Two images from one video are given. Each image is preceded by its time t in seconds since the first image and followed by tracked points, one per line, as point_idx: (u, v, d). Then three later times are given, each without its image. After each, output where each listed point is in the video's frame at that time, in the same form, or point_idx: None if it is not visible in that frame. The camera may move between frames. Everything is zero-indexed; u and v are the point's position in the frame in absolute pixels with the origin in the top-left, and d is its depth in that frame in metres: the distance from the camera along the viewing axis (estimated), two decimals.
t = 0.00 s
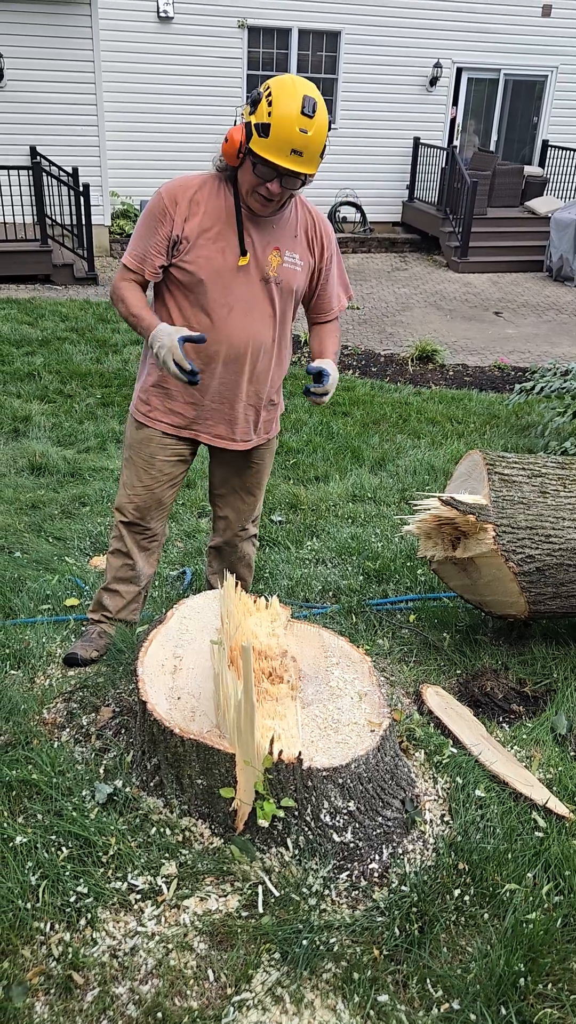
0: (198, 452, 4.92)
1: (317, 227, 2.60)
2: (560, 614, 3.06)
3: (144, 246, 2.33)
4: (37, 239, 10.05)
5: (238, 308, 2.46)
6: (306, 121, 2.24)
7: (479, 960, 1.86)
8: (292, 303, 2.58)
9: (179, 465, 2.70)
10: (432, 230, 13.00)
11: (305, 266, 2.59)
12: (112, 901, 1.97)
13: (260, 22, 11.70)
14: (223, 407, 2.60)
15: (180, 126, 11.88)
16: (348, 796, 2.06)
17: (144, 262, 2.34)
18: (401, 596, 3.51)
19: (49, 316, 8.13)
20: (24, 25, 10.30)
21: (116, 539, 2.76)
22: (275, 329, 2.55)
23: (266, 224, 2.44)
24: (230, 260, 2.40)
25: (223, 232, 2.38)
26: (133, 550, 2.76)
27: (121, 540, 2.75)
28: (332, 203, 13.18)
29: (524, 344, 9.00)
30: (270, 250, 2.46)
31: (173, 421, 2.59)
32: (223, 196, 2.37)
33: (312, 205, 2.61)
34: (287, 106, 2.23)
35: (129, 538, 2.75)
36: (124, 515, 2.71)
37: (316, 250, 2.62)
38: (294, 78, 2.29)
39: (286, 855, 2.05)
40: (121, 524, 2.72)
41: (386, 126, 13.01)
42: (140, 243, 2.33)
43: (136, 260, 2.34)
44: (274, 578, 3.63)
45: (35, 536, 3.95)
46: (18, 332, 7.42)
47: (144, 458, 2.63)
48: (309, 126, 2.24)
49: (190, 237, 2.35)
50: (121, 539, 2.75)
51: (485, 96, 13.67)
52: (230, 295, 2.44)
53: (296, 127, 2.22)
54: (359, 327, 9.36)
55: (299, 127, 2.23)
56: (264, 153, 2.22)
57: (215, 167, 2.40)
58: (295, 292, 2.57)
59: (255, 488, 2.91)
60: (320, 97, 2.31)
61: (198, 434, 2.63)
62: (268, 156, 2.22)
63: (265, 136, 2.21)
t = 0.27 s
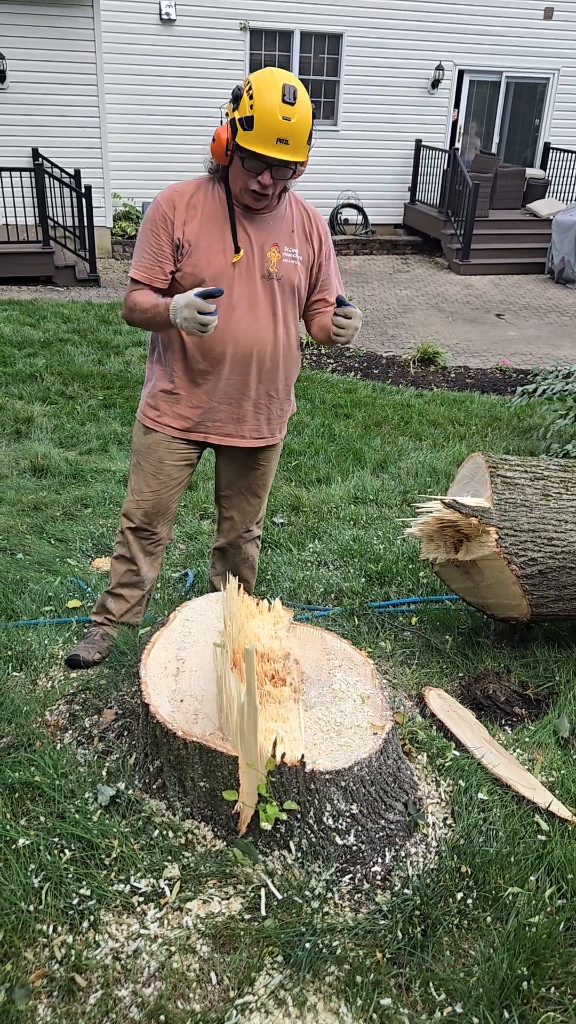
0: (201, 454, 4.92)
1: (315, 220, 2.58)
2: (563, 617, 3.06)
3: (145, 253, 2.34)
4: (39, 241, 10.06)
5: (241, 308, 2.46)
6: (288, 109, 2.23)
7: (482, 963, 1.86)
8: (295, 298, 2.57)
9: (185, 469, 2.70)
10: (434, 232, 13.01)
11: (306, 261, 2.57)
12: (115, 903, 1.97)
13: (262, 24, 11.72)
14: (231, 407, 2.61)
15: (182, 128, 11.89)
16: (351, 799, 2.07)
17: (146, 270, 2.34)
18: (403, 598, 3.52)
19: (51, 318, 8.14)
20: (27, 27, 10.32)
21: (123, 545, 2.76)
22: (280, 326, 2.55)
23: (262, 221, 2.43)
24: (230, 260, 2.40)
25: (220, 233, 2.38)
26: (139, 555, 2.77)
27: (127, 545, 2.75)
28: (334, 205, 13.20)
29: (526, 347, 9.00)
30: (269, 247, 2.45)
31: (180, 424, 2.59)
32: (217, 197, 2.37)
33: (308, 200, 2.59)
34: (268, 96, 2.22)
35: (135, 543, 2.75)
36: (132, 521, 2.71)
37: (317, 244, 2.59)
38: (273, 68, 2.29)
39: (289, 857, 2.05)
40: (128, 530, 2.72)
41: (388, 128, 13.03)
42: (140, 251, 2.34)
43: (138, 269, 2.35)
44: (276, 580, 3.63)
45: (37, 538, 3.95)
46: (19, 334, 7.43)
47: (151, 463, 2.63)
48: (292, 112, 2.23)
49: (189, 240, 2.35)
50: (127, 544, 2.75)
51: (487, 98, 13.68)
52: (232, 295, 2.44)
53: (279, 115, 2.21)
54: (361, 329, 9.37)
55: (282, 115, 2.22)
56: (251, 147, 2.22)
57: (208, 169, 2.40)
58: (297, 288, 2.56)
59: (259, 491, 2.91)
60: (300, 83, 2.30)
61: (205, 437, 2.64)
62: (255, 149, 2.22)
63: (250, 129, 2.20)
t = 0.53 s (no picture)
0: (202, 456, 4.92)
1: (313, 219, 2.58)
2: (564, 619, 3.06)
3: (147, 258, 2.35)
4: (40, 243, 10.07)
5: (244, 309, 2.46)
6: (288, 116, 2.26)
7: (484, 967, 1.86)
8: (297, 297, 2.58)
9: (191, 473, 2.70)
10: (435, 234, 13.02)
11: (307, 260, 2.57)
12: (116, 906, 1.97)
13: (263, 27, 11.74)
14: (236, 408, 2.61)
15: (183, 130, 11.91)
16: (352, 802, 2.07)
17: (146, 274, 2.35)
18: (404, 601, 3.51)
19: (52, 319, 8.14)
20: (29, 29, 10.32)
21: (130, 551, 2.75)
22: (282, 325, 2.55)
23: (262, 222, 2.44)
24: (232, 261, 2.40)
25: (220, 235, 2.38)
26: (147, 560, 2.77)
27: (134, 552, 2.75)
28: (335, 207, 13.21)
29: (527, 349, 9.00)
30: (270, 247, 2.45)
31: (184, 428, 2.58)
32: (216, 198, 2.37)
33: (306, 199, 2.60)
34: (267, 103, 2.25)
35: (143, 549, 2.74)
36: (141, 528, 2.70)
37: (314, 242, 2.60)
38: (270, 74, 2.31)
39: (291, 860, 2.05)
40: (137, 537, 2.71)
41: (389, 130, 13.04)
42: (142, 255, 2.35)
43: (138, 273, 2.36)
44: (277, 582, 3.63)
45: (37, 540, 3.95)
46: (20, 336, 7.43)
47: (158, 468, 2.63)
48: (292, 120, 2.26)
49: (188, 243, 2.36)
50: (135, 551, 2.74)
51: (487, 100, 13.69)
52: (234, 296, 2.44)
53: (279, 122, 2.24)
54: (362, 331, 9.37)
55: (283, 122, 2.25)
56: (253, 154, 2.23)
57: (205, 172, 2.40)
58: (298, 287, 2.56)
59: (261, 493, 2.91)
60: (298, 89, 2.33)
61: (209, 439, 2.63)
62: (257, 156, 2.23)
63: (251, 136, 2.23)
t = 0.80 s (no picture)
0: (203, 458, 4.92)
1: (313, 226, 2.59)
2: (564, 621, 3.07)
3: (147, 258, 2.35)
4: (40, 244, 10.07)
5: (242, 313, 2.46)
6: (290, 128, 2.25)
7: (486, 969, 1.86)
8: (295, 304, 2.58)
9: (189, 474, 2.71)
10: (435, 236, 13.03)
11: (306, 266, 2.58)
12: (118, 909, 1.97)
13: (263, 29, 11.75)
14: (232, 413, 2.60)
15: (183, 132, 11.92)
16: (354, 804, 2.07)
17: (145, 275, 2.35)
18: (405, 603, 3.51)
19: (52, 321, 8.15)
20: (29, 31, 10.33)
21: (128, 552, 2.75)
22: (280, 331, 2.55)
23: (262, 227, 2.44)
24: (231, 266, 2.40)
25: (218, 239, 2.38)
26: (146, 562, 2.77)
27: (132, 554, 2.75)
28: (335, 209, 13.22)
29: (527, 352, 8.98)
30: (269, 252, 2.45)
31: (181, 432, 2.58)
32: (217, 202, 2.37)
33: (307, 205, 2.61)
34: (270, 114, 2.24)
35: (142, 551, 2.75)
36: (140, 529, 2.71)
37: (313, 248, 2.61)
38: (274, 81, 2.29)
39: (292, 862, 2.05)
40: (135, 539, 2.72)
41: (389, 132, 13.05)
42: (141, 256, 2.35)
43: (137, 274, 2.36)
44: (278, 584, 3.63)
45: (38, 542, 3.95)
46: (20, 337, 7.43)
47: (157, 469, 2.63)
48: (294, 131, 2.25)
49: (187, 246, 2.36)
50: (133, 553, 2.75)
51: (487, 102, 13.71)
52: (231, 300, 2.44)
53: (281, 134, 2.23)
54: (362, 333, 9.35)
55: (285, 133, 2.24)
56: (253, 164, 2.23)
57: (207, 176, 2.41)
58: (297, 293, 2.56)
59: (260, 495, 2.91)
60: (302, 99, 2.32)
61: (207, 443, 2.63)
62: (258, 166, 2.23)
63: (253, 147, 2.22)
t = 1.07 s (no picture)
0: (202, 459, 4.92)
1: (314, 235, 2.57)
2: (564, 622, 3.06)
3: (145, 256, 2.34)
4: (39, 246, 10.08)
5: (235, 319, 2.47)
6: (285, 138, 2.23)
7: (485, 969, 1.86)
8: (290, 312, 2.57)
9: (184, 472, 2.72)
10: (434, 237, 13.04)
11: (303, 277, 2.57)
12: (117, 910, 1.97)
13: (262, 30, 11.76)
14: (223, 417, 2.61)
15: (182, 133, 11.93)
16: (353, 805, 2.07)
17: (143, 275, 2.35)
18: (404, 603, 3.52)
19: (51, 322, 8.15)
20: (28, 32, 10.34)
21: (124, 549, 2.76)
22: (273, 340, 2.55)
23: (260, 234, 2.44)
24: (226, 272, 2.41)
25: (216, 244, 2.38)
26: (142, 560, 2.78)
27: (128, 551, 2.76)
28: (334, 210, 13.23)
29: (526, 353, 8.99)
30: (266, 259, 2.46)
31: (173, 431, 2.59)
32: (216, 205, 2.37)
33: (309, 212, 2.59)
34: (264, 124, 2.23)
35: (138, 549, 2.76)
36: (135, 526, 2.71)
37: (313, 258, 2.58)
38: (269, 91, 2.28)
39: (291, 863, 2.05)
40: (131, 535, 2.73)
41: (388, 133, 13.07)
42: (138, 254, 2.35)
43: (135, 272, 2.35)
44: (277, 585, 3.64)
45: (37, 543, 3.95)
46: (20, 339, 7.43)
47: (149, 466, 2.63)
48: (290, 141, 2.23)
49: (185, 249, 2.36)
50: (129, 550, 2.75)
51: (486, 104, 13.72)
52: (226, 306, 2.45)
53: (276, 144, 2.22)
54: (361, 334, 9.36)
55: (280, 143, 2.22)
56: (247, 176, 2.22)
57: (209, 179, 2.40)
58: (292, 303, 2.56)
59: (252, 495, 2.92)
60: (298, 108, 2.29)
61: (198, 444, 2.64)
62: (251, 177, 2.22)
63: (248, 159, 2.20)
